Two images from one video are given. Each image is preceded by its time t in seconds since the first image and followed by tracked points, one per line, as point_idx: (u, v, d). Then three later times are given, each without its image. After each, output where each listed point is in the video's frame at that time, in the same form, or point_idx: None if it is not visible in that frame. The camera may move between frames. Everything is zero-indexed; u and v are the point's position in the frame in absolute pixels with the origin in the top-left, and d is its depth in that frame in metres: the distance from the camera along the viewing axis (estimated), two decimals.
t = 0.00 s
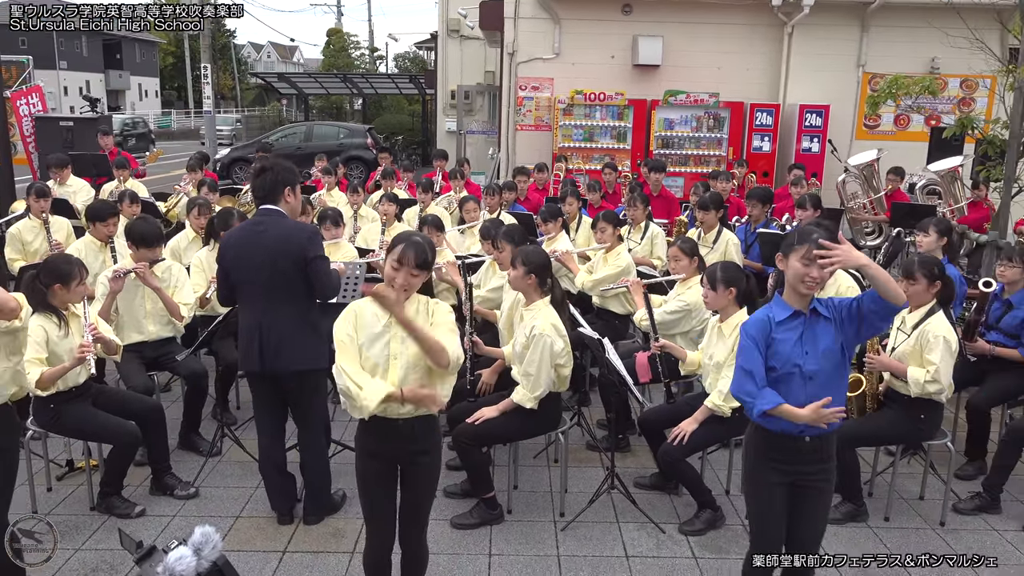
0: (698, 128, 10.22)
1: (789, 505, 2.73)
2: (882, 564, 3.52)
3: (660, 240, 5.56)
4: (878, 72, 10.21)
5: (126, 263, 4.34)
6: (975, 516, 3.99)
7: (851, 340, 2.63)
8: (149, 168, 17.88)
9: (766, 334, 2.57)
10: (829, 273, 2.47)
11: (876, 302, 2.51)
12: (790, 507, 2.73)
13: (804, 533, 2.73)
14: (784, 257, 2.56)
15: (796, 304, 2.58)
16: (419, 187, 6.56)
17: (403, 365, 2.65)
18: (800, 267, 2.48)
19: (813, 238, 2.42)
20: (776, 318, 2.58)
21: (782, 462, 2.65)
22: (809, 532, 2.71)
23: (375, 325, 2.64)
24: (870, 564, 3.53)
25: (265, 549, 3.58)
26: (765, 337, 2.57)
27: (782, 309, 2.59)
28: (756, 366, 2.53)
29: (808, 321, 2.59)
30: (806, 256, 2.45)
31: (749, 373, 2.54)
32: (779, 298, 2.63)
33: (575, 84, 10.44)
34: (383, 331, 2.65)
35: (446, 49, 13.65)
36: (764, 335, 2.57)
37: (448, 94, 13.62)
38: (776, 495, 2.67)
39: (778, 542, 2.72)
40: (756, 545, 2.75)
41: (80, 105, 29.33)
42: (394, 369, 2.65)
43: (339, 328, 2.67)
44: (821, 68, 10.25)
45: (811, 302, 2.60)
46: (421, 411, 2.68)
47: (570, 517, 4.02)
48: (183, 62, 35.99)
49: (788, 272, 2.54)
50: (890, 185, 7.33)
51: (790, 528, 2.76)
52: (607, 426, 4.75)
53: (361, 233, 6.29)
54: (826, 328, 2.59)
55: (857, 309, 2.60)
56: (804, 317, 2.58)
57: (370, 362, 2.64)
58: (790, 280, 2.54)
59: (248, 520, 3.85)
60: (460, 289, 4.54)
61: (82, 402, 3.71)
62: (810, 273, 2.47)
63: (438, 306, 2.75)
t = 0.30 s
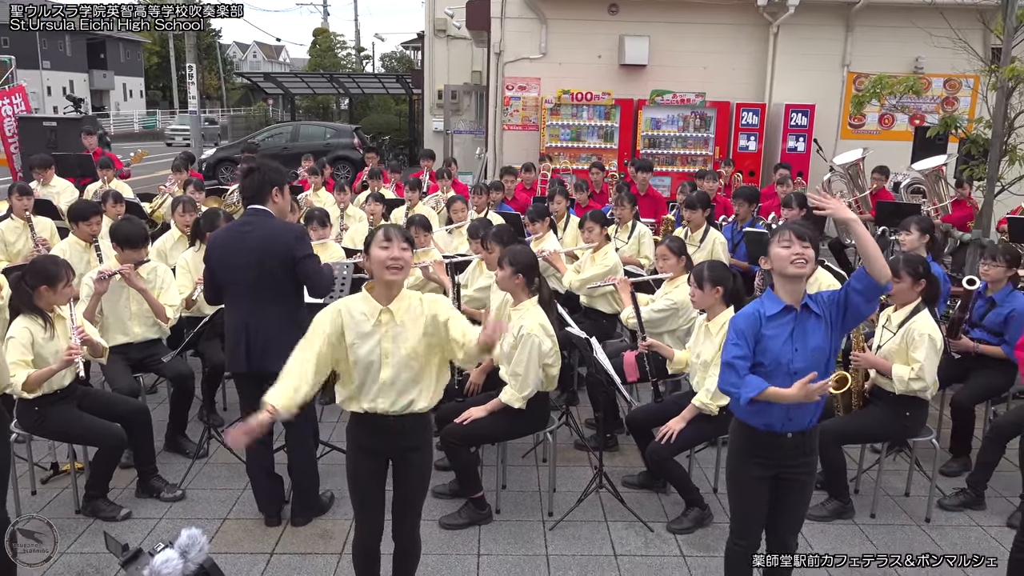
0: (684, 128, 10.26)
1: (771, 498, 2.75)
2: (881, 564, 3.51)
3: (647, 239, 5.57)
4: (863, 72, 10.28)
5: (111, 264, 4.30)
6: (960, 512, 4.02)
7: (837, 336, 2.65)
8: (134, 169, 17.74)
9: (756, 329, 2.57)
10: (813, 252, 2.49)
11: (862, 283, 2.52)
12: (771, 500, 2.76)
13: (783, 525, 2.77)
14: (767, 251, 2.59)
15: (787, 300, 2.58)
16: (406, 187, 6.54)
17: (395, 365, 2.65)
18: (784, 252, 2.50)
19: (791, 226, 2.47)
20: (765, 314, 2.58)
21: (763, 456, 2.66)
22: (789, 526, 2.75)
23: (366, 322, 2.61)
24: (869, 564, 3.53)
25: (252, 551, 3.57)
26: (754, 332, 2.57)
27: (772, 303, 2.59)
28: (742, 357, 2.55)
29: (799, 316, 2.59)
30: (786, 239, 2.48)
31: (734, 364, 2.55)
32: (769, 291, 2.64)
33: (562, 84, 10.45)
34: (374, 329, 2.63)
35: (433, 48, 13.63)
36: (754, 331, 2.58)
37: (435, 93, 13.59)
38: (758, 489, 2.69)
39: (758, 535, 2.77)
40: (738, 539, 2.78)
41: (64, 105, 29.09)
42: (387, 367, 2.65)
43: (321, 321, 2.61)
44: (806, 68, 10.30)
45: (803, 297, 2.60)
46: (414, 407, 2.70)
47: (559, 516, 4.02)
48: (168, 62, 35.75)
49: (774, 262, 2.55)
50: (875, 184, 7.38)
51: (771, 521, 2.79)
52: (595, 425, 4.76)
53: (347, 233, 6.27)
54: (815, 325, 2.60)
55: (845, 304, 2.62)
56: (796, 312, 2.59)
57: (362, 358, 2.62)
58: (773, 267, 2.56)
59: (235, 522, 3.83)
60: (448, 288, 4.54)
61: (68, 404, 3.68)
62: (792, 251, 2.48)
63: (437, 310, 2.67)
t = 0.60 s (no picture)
0: (671, 127, 10.29)
1: (759, 499, 2.76)
2: (882, 564, 3.48)
3: (635, 238, 5.58)
4: (848, 71, 10.34)
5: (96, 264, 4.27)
6: (945, 508, 4.05)
7: (818, 334, 2.66)
8: (119, 169, 17.61)
9: (736, 327, 2.60)
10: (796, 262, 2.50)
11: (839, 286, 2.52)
12: (759, 499, 2.77)
13: (772, 526, 2.78)
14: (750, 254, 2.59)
15: (765, 298, 2.60)
16: (393, 187, 6.54)
17: (381, 360, 2.65)
18: (768, 261, 2.50)
19: (777, 233, 2.46)
20: (745, 311, 2.61)
21: (750, 455, 2.67)
22: (777, 526, 2.77)
23: (353, 319, 2.63)
24: (868, 564, 3.52)
25: (240, 553, 3.55)
26: (733, 329, 2.60)
27: (751, 302, 2.62)
28: (724, 352, 2.57)
29: (778, 314, 2.61)
30: (772, 249, 2.48)
31: (718, 360, 2.57)
32: (749, 291, 2.65)
33: (549, 83, 10.45)
34: (361, 326, 2.64)
35: (420, 48, 13.61)
36: (735, 328, 2.60)
37: (422, 93, 13.56)
38: (745, 488, 2.71)
39: (748, 537, 2.77)
40: (728, 542, 2.79)
41: (47, 106, 28.84)
42: (373, 364, 2.65)
43: (308, 319, 2.64)
44: (792, 67, 10.35)
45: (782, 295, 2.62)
46: (399, 403, 2.70)
47: (548, 516, 4.02)
48: (153, 61, 35.50)
49: (757, 267, 2.56)
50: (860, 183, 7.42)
51: (760, 521, 2.80)
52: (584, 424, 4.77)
53: (334, 233, 6.25)
54: (796, 322, 2.61)
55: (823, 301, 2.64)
56: (774, 310, 2.61)
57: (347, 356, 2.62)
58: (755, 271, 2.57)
59: (223, 524, 3.81)
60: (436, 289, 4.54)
61: (53, 407, 3.65)
62: (777, 261, 2.48)
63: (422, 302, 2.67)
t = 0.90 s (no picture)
0: (660, 127, 10.32)
1: (750, 504, 2.76)
2: (882, 564, 3.51)
3: (624, 238, 5.59)
4: (835, 71, 10.39)
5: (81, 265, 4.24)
6: (932, 506, 4.08)
7: (803, 334, 2.65)
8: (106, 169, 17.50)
9: (718, 327, 2.62)
10: (781, 267, 2.51)
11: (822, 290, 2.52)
12: (751, 504, 2.76)
13: (764, 532, 2.76)
14: (735, 257, 2.58)
15: (747, 298, 2.63)
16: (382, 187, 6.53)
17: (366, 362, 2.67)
18: (753, 265, 2.51)
19: (764, 238, 2.45)
20: (728, 312, 2.63)
21: (737, 455, 2.69)
22: (770, 530, 2.76)
23: (336, 323, 2.67)
24: (869, 565, 3.52)
25: (228, 555, 3.54)
26: (716, 330, 2.62)
27: (734, 303, 2.64)
28: (710, 354, 2.60)
29: (761, 314, 2.63)
30: (758, 254, 2.48)
31: (703, 361, 2.61)
32: (732, 291, 2.68)
33: (538, 83, 10.46)
34: (344, 330, 2.67)
35: (408, 48, 13.59)
36: (717, 329, 2.63)
37: (410, 93, 13.54)
38: (735, 491, 2.70)
39: (739, 544, 2.76)
40: (719, 548, 2.78)
41: (33, 106, 28.64)
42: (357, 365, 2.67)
43: (298, 327, 2.67)
44: (779, 67, 10.40)
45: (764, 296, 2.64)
46: (384, 407, 2.70)
47: (537, 515, 4.03)
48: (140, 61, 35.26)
49: (742, 270, 2.56)
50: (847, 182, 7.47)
51: (752, 527, 2.79)
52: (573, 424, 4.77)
53: (323, 233, 6.24)
54: (778, 321, 2.62)
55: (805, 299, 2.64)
56: (757, 311, 2.62)
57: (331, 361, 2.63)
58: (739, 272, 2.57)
59: (211, 525, 3.80)
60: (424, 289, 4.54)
61: (38, 409, 3.62)
62: (761, 267, 2.50)
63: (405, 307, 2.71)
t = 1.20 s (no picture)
0: (648, 126, 10.34)
1: (739, 502, 2.77)
2: (882, 564, 3.46)
3: (612, 237, 5.60)
4: (822, 71, 10.44)
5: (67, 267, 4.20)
6: (919, 502, 4.11)
7: (792, 334, 2.67)
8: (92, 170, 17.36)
9: (709, 329, 2.63)
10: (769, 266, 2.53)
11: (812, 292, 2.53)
12: (739, 501, 2.77)
13: (751, 529, 2.78)
14: (725, 255, 2.60)
15: (737, 300, 2.63)
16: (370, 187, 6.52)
17: (353, 364, 2.66)
18: (743, 263, 2.52)
19: (752, 236, 2.47)
20: (718, 313, 2.63)
21: (727, 454, 2.69)
22: (759, 527, 2.77)
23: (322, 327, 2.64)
24: (869, 565, 3.50)
25: (217, 557, 3.52)
26: (707, 332, 2.62)
27: (724, 304, 2.64)
28: (703, 356, 2.59)
29: (750, 315, 2.64)
30: (747, 252, 2.49)
31: (696, 363, 2.59)
32: (721, 292, 2.68)
33: (526, 83, 10.46)
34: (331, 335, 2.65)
35: (396, 47, 13.56)
36: (708, 331, 2.63)
37: (399, 93, 13.52)
38: (724, 489, 2.71)
39: (729, 544, 2.77)
40: (708, 546, 2.79)
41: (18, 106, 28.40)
42: (345, 371, 2.66)
43: (287, 331, 2.65)
44: (767, 66, 10.44)
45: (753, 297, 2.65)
46: (373, 410, 2.70)
47: (527, 515, 4.03)
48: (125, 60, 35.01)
49: (731, 268, 2.57)
50: (834, 181, 7.51)
51: (740, 524, 2.80)
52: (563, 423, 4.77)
53: (311, 233, 6.23)
54: (767, 322, 2.64)
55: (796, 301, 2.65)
56: (746, 313, 2.64)
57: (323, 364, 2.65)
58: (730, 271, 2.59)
59: (199, 527, 3.78)
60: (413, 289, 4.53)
61: (24, 411, 3.59)
62: (751, 264, 2.51)
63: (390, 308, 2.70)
